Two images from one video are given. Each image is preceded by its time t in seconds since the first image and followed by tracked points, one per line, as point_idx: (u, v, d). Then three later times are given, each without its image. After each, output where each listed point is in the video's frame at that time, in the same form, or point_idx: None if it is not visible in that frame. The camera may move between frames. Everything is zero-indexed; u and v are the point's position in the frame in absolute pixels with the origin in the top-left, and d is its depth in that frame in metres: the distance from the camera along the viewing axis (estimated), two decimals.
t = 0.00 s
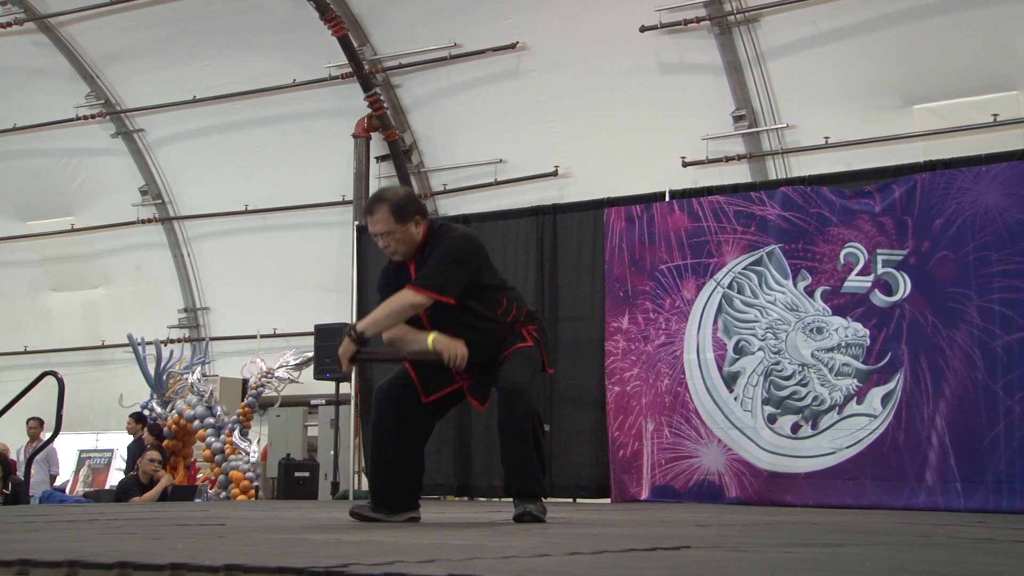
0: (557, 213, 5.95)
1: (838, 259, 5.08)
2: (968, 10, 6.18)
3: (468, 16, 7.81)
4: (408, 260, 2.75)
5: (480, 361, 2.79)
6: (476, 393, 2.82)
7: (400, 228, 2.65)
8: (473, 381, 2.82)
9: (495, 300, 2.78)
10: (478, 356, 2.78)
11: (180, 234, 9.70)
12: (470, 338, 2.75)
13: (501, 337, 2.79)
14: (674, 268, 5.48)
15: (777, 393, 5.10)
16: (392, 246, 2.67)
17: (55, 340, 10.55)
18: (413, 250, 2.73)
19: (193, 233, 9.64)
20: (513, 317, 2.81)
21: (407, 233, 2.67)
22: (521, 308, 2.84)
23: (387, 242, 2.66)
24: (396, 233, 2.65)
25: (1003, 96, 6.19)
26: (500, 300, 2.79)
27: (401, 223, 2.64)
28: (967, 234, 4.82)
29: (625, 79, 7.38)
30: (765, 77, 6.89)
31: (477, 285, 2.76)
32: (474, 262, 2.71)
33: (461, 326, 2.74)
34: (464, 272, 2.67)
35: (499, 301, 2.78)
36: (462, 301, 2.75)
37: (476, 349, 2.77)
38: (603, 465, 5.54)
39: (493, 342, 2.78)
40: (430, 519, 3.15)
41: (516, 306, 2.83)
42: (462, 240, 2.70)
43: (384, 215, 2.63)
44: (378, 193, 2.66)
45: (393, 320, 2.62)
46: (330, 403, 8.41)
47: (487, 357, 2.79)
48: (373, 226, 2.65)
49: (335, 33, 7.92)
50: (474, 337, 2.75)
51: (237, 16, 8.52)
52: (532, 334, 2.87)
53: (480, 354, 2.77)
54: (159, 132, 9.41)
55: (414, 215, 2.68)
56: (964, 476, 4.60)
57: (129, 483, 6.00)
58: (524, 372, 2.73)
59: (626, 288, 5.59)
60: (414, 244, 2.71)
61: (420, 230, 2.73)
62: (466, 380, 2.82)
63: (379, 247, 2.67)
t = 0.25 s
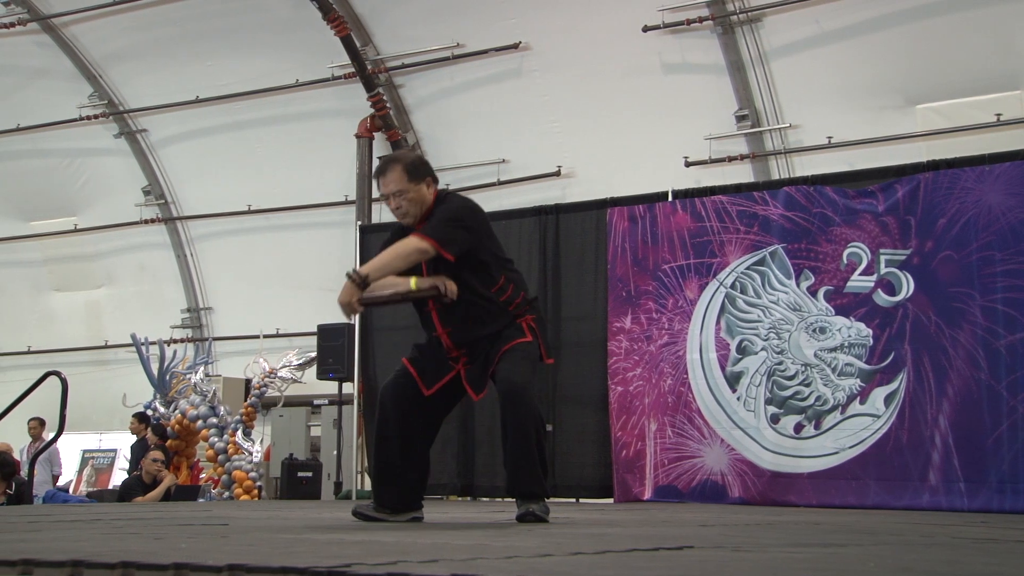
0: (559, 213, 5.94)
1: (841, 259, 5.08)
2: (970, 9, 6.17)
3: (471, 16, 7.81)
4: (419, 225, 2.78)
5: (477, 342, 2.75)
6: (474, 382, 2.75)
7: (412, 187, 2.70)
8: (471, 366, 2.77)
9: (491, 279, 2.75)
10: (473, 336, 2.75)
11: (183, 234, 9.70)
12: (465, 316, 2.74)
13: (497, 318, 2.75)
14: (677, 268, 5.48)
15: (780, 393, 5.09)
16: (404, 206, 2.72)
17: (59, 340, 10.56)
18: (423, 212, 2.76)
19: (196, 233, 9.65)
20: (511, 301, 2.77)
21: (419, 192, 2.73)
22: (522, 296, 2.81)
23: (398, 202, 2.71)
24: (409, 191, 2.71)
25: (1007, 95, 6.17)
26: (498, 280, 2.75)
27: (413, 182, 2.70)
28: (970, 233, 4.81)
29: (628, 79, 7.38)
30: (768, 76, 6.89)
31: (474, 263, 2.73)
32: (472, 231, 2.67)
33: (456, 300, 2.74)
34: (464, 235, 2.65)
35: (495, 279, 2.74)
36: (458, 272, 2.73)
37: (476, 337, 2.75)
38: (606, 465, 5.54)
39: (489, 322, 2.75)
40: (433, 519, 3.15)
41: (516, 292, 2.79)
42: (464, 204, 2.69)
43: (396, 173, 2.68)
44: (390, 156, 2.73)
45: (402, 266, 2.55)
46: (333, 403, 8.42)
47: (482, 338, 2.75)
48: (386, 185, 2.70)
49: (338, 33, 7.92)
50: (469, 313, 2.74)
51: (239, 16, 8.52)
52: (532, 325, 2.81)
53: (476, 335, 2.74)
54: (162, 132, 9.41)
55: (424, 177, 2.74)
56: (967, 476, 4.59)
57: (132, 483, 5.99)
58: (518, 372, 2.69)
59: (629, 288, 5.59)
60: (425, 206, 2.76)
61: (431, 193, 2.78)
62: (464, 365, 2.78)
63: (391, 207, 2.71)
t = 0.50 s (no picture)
0: (564, 213, 5.94)
1: (846, 259, 5.07)
2: (975, 9, 6.16)
3: (476, 16, 7.81)
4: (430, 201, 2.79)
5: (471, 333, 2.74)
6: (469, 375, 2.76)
7: (425, 161, 2.72)
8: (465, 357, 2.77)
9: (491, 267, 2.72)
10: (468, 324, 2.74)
11: (188, 235, 9.72)
12: (462, 302, 2.74)
13: (493, 308, 2.74)
14: (681, 268, 5.48)
15: (785, 393, 5.09)
16: (416, 180, 2.73)
17: (64, 340, 10.59)
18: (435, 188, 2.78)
19: (201, 234, 9.67)
20: (509, 292, 2.74)
21: (431, 167, 2.75)
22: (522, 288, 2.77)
23: (411, 176, 2.72)
24: (420, 165, 2.72)
25: (1012, 95, 6.16)
26: (499, 268, 2.74)
27: (426, 156, 2.72)
28: (976, 233, 4.80)
29: (632, 79, 7.38)
30: (773, 76, 6.88)
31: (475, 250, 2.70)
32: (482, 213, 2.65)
33: (455, 285, 2.74)
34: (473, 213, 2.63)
35: (495, 265, 2.72)
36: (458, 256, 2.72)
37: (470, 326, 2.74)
38: (610, 465, 5.53)
39: (484, 312, 2.74)
40: (438, 519, 3.16)
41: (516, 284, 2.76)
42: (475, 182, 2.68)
43: (409, 147, 2.71)
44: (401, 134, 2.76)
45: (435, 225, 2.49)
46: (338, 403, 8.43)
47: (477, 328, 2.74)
48: (400, 161, 2.72)
49: (342, 33, 7.93)
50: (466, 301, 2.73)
51: (243, 17, 8.53)
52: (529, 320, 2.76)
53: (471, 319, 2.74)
54: (167, 133, 9.43)
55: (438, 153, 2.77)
56: (973, 477, 4.58)
57: (137, 483, 6.02)
58: (515, 372, 2.68)
59: (634, 288, 5.58)
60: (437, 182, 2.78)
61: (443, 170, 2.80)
62: (458, 356, 2.77)
63: (403, 182, 2.73)
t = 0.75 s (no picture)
0: (567, 213, 5.94)
1: (850, 259, 5.06)
2: (978, 8, 6.15)
3: (479, 16, 7.82)
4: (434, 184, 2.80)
5: (468, 319, 2.72)
6: (462, 365, 2.74)
7: (435, 142, 2.75)
8: (457, 344, 2.74)
9: (496, 256, 2.74)
10: (465, 310, 2.73)
11: (192, 235, 9.74)
12: (461, 288, 2.74)
13: (492, 297, 2.73)
14: (685, 268, 5.47)
15: (789, 393, 5.08)
16: (422, 160, 2.75)
17: (68, 340, 10.61)
18: (442, 172, 2.80)
19: (204, 234, 9.68)
20: (509, 284, 2.74)
21: (439, 149, 2.77)
22: (523, 284, 2.77)
23: (418, 154, 2.75)
24: (428, 145, 2.74)
25: (1016, 95, 6.15)
26: (502, 259, 2.75)
27: (435, 137, 2.75)
28: (979, 233, 4.80)
29: (635, 79, 7.37)
30: (776, 76, 6.88)
31: (484, 237, 2.73)
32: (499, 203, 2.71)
33: (457, 269, 2.74)
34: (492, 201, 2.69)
35: (499, 255, 2.74)
36: (465, 239, 2.74)
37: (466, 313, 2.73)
38: (614, 465, 5.53)
39: (483, 300, 2.72)
40: (442, 519, 3.16)
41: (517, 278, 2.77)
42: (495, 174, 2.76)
43: (420, 126, 2.74)
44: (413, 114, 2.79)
45: (468, 210, 2.60)
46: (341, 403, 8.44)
47: (474, 315, 2.72)
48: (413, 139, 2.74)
49: (346, 33, 7.93)
50: (465, 285, 2.73)
51: (247, 17, 8.53)
52: (526, 316, 2.75)
53: (468, 305, 2.72)
54: (171, 133, 9.44)
55: (448, 136, 2.79)
56: (977, 477, 4.58)
57: (141, 484, 6.03)
58: (511, 372, 2.68)
59: (637, 288, 5.58)
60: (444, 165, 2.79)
61: (451, 154, 2.82)
62: (450, 343, 2.74)
63: (409, 160, 2.75)
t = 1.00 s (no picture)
0: (571, 212, 5.93)
1: (854, 259, 5.06)
2: (984, 8, 6.14)
3: (482, 16, 7.81)
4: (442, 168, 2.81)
5: (461, 305, 2.74)
6: (450, 351, 2.74)
7: (445, 126, 2.76)
8: (447, 328, 2.75)
9: (500, 247, 2.76)
10: (458, 296, 2.75)
11: (196, 235, 9.75)
12: (459, 272, 2.75)
13: (488, 286, 2.74)
14: (689, 268, 5.47)
15: (793, 393, 5.07)
16: (431, 142, 2.76)
17: (73, 340, 10.63)
18: (452, 157, 2.81)
19: (209, 234, 9.69)
20: (507, 276, 2.75)
21: (449, 133, 2.77)
22: (523, 279, 2.77)
23: (428, 136, 2.75)
24: (438, 128, 2.75)
25: (1021, 95, 6.14)
26: (506, 251, 2.77)
27: (446, 121, 2.76)
28: (984, 233, 4.79)
29: (640, 79, 7.37)
30: (780, 76, 6.87)
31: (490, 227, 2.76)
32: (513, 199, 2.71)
33: (456, 254, 2.77)
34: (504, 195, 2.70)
35: (502, 246, 2.76)
36: (467, 226, 2.77)
37: (464, 298, 2.74)
38: (618, 465, 5.52)
39: (479, 289, 2.74)
40: (446, 518, 3.16)
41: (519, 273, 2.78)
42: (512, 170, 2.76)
43: (432, 109, 2.75)
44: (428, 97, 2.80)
45: (484, 211, 2.57)
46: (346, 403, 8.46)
47: (467, 301, 2.74)
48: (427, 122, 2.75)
49: (350, 33, 7.93)
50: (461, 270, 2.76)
51: (251, 18, 8.53)
52: (523, 310, 2.74)
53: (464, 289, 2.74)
54: (175, 133, 9.45)
55: (459, 121, 2.80)
56: (982, 477, 4.57)
57: (146, 484, 6.02)
58: (513, 371, 2.69)
59: (641, 288, 5.58)
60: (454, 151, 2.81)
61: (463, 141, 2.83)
62: (440, 326, 2.76)
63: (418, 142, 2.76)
